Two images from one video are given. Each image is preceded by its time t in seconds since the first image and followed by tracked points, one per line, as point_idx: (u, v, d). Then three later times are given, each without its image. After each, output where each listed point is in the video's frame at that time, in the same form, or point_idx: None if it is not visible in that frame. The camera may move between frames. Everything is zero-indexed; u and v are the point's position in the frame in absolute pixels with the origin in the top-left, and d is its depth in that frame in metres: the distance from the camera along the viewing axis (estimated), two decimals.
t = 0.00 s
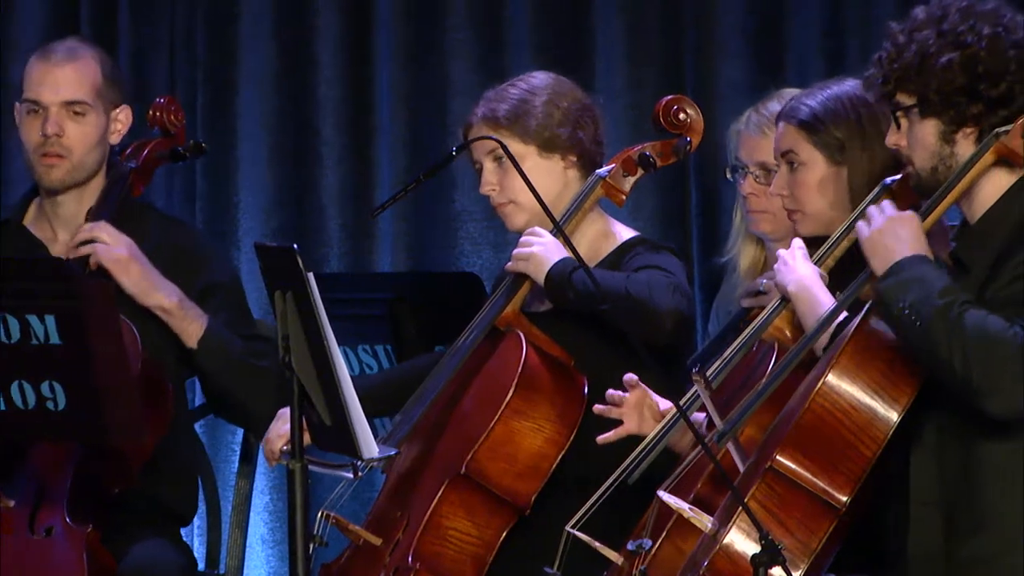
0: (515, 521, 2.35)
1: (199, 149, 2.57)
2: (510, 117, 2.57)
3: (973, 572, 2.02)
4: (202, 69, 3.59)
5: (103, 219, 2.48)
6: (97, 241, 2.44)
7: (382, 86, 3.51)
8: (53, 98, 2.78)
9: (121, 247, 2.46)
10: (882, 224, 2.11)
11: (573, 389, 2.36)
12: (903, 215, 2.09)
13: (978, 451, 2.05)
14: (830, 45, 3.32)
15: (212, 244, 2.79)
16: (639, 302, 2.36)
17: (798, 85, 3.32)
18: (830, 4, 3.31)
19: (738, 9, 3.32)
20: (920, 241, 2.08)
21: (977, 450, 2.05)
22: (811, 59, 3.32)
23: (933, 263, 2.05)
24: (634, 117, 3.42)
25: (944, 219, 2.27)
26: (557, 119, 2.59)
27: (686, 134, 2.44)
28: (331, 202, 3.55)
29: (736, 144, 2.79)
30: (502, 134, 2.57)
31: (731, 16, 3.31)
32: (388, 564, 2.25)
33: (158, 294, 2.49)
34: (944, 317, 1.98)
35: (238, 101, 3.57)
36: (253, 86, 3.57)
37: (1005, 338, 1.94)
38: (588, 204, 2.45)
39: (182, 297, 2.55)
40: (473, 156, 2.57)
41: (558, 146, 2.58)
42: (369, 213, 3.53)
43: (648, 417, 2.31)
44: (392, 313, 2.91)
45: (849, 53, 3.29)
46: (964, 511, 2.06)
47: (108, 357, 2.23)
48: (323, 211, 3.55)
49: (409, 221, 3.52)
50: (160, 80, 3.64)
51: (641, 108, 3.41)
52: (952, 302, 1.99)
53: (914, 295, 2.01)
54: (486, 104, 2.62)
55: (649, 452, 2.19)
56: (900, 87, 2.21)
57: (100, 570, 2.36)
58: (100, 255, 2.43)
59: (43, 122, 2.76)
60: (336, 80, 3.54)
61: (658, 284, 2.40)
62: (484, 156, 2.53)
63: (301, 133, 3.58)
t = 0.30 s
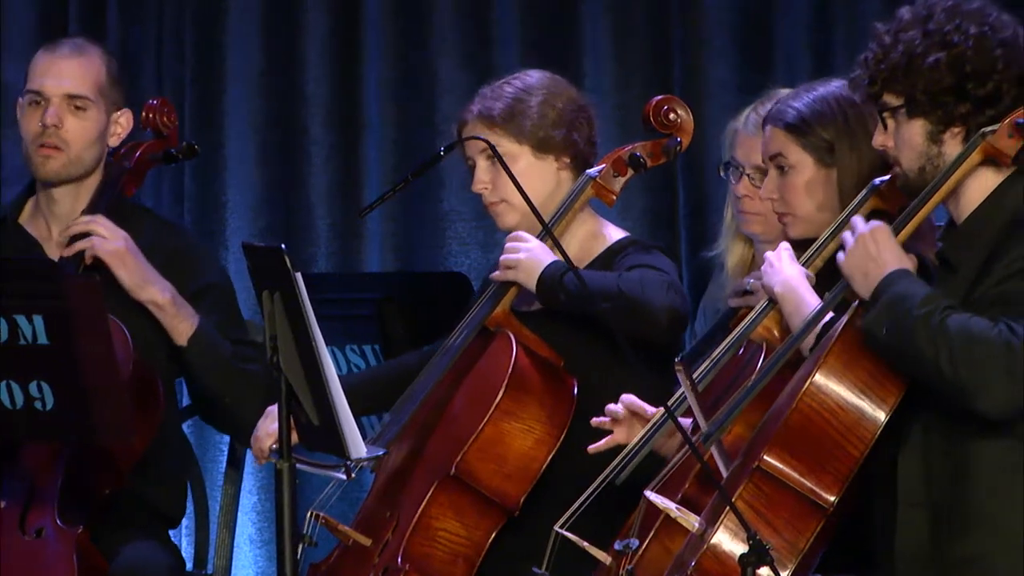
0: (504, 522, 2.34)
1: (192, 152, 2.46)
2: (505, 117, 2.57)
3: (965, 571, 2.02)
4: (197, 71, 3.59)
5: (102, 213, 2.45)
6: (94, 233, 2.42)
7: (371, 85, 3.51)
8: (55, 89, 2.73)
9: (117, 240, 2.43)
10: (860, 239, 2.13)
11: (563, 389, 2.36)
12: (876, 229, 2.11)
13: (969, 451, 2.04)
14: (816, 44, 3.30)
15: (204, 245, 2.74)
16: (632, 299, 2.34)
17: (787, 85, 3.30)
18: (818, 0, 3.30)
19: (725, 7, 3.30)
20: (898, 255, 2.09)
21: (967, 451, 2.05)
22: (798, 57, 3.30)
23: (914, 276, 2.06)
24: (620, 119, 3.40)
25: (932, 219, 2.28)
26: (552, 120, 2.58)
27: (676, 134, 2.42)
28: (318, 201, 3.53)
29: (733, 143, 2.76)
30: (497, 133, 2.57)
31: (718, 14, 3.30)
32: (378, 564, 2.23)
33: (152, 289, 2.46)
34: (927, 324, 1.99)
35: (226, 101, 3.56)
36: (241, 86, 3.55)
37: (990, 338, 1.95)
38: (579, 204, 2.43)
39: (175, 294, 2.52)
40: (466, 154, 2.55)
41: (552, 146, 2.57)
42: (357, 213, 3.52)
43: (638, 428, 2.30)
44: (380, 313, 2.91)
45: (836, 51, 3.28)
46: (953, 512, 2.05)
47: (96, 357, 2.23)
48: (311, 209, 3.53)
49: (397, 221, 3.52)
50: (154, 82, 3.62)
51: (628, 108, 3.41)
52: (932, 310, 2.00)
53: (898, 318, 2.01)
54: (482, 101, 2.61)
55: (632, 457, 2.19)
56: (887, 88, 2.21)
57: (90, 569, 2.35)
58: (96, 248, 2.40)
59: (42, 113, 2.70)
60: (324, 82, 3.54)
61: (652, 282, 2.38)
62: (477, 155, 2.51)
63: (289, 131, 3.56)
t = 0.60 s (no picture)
0: (493, 523, 2.32)
1: (180, 151, 2.43)
2: (496, 116, 2.56)
3: (953, 571, 2.02)
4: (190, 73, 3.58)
5: (84, 222, 2.45)
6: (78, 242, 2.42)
7: (357, 85, 3.51)
8: (47, 86, 2.73)
9: (101, 248, 2.43)
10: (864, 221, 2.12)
11: (551, 389, 2.34)
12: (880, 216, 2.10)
13: (957, 452, 2.04)
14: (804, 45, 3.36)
15: (193, 246, 2.74)
16: (621, 299, 2.31)
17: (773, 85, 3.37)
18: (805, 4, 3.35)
19: (709, 7, 3.36)
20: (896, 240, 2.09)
21: (955, 451, 2.04)
22: (784, 59, 3.36)
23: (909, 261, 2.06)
24: (607, 120, 3.42)
25: (917, 219, 2.28)
26: (543, 121, 2.58)
27: (665, 134, 2.36)
28: (306, 200, 3.52)
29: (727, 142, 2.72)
30: (488, 132, 2.56)
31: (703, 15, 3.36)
32: (366, 564, 2.21)
33: (137, 296, 2.46)
34: (922, 318, 1.98)
35: (212, 100, 3.54)
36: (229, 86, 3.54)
37: (983, 338, 1.95)
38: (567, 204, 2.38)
39: (160, 300, 2.51)
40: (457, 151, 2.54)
41: (542, 148, 2.57)
42: (344, 213, 3.52)
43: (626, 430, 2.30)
44: (368, 313, 2.93)
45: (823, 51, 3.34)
46: (941, 512, 2.05)
47: (84, 357, 2.22)
48: (297, 209, 3.53)
49: (383, 221, 3.52)
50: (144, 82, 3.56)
51: (616, 108, 3.42)
52: (928, 302, 2.00)
53: (894, 293, 2.02)
54: (473, 99, 2.60)
55: (615, 458, 2.21)
56: (874, 88, 2.21)
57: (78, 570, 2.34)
58: (80, 256, 2.40)
59: (33, 109, 2.70)
60: (312, 83, 3.53)
61: (641, 281, 2.35)
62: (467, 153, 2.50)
63: (274, 131, 3.55)
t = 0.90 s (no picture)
0: (480, 523, 2.31)
1: (169, 152, 2.42)
2: (486, 115, 2.56)
3: (939, 571, 2.02)
4: (182, 73, 3.58)
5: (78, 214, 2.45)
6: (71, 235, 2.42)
7: (345, 87, 3.51)
8: (44, 86, 2.71)
9: (95, 242, 2.44)
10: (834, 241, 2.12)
11: (539, 388, 2.32)
12: (853, 230, 2.10)
13: (942, 452, 2.04)
14: (792, 47, 3.35)
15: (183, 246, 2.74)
16: (607, 300, 2.31)
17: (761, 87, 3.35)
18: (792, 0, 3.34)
19: (698, 8, 3.35)
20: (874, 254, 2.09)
21: (940, 452, 2.04)
22: (772, 59, 3.35)
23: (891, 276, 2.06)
24: (594, 121, 3.43)
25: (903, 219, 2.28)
26: (533, 122, 2.58)
27: (653, 134, 2.35)
28: (293, 201, 3.53)
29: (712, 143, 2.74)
30: (477, 130, 2.56)
31: (691, 18, 3.35)
32: (353, 565, 2.21)
33: (128, 291, 2.46)
34: (903, 326, 1.98)
35: (201, 92, 3.55)
36: (219, 86, 3.54)
37: (966, 339, 1.95)
38: (555, 205, 2.37)
39: (151, 295, 2.51)
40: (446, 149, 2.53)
41: (531, 148, 2.56)
42: (331, 212, 3.52)
43: (593, 401, 2.30)
44: (355, 313, 2.95)
45: (811, 47, 3.34)
46: (927, 513, 2.05)
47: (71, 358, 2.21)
48: (285, 209, 3.53)
49: (370, 221, 3.52)
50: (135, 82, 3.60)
51: (602, 107, 3.42)
52: (909, 312, 2.00)
53: (873, 315, 2.01)
54: (464, 97, 2.60)
55: (604, 452, 2.20)
56: (862, 88, 2.20)
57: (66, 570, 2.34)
58: (73, 248, 2.40)
59: (28, 109, 2.69)
60: (302, 82, 3.53)
61: (627, 282, 2.35)
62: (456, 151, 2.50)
63: (263, 132, 3.56)
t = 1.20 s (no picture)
0: (468, 524, 2.30)
1: (158, 153, 2.41)
2: (477, 113, 2.55)
3: (928, 571, 2.02)
4: (173, 74, 3.57)
5: (62, 224, 2.44)
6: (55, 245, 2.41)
7: (331, 85, 3.51)
8: (37, 88, 2.70)
9: (79, 252, 2.42)
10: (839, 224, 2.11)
11: (528, 390, 2.32)
12: (853, 218, 2.10)
13: (932, 452, 2.04)
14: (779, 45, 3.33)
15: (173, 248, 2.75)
16: (595, 302, 2.29)
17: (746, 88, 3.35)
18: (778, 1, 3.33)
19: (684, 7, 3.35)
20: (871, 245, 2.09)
21: (930, 451, 2.04)
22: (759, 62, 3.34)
23: (883, 266, 2.05)
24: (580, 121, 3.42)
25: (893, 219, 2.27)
26: (525, 122, 2.57)
27: (641, 135, 2.33)
28: (281, 202, 3.53)
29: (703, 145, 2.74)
30: (468, 129, 2.56)
31: (678, 17, 3.36)
32: (341, 564, 2.20)
33: (112, 301, 2.45)
34: (898, 318, 1.98)
35: (188, 96, 3.55)
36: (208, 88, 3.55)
37: (959, 338, 1.95)
38: (542, 206, 2.35)
39: (137, 303, 2.51)
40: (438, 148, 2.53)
41: (522, 149, 2.56)
42: (318, 213, 3.52)
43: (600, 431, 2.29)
44: (342, 313, 2.95)
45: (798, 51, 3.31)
46: (918, 513, 2.04)
47: (58, 358, 2.18)
48: (272, 210, 3.53)
49: (358, 221, 3.52)
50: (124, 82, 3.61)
51: (590, 108, 3.42)
52: (904, 305, 1.99)
53: (867, 301, 2.01)
54: (456, 95, 2.60)
55: (592, 456, 2.20)
56: (849, 88, 2.20)
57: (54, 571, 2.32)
58: (56, 259, 2.40)
59: (22, 110, 2.67)
60: (290, 82, 3.54)
61: (616, 283, 2.33)
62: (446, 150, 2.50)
63: (250, 135, 3.56)
